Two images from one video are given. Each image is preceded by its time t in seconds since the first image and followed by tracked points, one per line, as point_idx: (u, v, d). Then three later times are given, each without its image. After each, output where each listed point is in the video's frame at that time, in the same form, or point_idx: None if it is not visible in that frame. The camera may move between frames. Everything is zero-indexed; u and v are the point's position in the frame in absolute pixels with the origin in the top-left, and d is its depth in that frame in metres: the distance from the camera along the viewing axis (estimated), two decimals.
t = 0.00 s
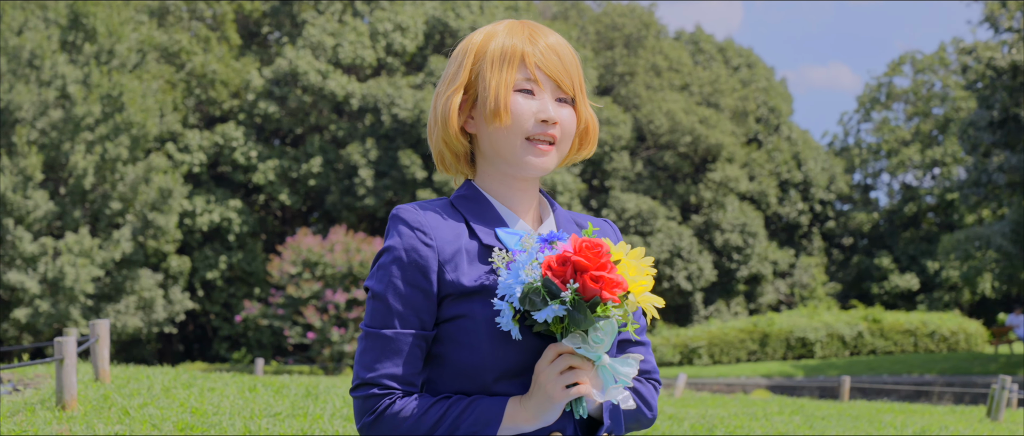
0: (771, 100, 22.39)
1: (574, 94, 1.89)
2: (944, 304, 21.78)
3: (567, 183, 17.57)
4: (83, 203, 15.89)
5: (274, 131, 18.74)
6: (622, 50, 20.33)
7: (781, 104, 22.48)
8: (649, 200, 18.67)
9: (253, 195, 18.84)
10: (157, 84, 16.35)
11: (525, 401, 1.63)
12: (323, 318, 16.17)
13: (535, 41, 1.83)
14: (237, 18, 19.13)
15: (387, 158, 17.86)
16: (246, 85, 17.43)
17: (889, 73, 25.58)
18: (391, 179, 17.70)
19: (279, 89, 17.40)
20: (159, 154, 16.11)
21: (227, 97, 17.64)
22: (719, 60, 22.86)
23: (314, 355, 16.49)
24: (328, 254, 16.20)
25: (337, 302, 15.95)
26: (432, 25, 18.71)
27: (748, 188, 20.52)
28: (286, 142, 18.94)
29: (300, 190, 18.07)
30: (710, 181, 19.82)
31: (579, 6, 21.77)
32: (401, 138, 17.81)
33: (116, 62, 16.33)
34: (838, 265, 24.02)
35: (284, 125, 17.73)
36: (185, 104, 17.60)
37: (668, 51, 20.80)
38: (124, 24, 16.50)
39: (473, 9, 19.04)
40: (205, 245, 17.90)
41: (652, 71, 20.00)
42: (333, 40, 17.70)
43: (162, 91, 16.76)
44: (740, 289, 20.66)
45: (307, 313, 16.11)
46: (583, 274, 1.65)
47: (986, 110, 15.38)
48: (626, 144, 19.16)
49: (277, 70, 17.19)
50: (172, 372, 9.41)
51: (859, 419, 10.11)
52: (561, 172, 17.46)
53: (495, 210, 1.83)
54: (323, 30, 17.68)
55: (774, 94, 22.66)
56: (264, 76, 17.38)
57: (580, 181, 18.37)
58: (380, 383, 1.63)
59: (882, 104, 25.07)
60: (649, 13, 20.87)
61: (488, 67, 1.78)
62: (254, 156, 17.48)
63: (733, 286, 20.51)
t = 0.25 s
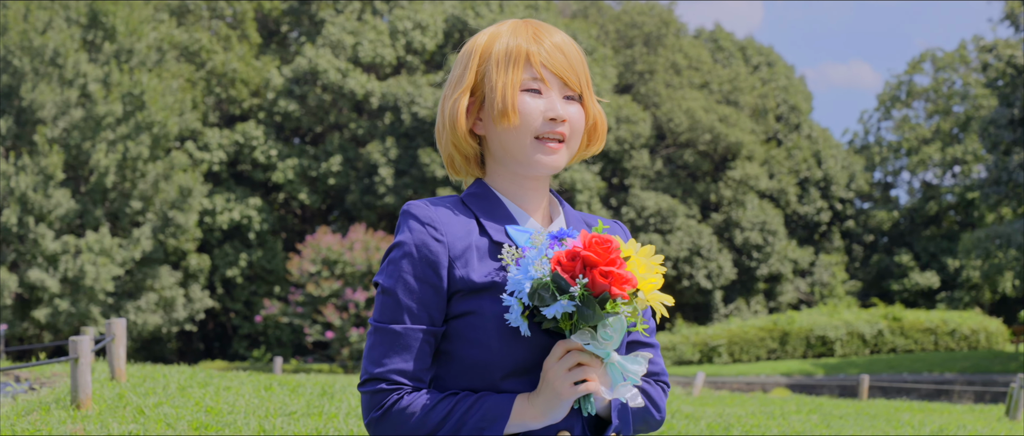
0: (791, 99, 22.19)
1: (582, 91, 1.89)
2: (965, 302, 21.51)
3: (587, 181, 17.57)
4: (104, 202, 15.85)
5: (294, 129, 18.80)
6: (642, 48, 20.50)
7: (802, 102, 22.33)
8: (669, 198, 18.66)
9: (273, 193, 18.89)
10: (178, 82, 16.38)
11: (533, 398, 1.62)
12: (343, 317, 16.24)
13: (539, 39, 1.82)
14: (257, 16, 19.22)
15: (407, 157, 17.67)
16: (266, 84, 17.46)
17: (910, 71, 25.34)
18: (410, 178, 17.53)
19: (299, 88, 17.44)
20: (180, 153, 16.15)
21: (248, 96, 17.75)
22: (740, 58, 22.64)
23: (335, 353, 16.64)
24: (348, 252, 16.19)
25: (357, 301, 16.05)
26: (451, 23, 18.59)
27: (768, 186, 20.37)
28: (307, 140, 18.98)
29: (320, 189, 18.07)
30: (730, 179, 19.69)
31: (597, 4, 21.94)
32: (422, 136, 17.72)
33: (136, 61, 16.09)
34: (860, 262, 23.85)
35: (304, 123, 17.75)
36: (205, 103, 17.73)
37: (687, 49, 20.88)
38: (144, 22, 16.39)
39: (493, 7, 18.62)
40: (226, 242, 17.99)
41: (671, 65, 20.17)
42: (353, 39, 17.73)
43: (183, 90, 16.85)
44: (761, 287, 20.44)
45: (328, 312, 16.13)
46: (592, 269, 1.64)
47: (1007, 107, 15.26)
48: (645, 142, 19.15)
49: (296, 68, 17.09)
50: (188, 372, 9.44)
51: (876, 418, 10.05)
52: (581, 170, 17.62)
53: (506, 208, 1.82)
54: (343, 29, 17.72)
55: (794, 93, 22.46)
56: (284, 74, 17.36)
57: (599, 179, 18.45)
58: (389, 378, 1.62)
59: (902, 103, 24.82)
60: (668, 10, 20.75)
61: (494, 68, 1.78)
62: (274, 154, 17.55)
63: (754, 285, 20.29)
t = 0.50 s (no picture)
0: (815, 97, 21.91)
1: (589, 88, 1.88)
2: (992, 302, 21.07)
3: (610, 179, 17.72)
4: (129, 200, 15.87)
5: (319, 128, 18.86)
6: (666, 46, 20.63)
7: (827, 100, 21.99)
8: (693, 197, 18.80)
9: (297, 191, 18.95)
10: (201, 80, 16.44)
11: (544, 399, 1.61)
12: (366, 315, 16.15)
13: (544, 41, 1.81)
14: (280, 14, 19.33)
15: (432, 155, 17.55)
16: (291, 82, 17.56)
17: (934, 68, 25.01)
18: (435, 176, 17.39)
19: (324, 86, 17.38)
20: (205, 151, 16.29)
21: (272, 95, 18.02)
22: (763, 56, 22.52)
23: (358, 351, 16.68)
24: (371, 250, 16.19)
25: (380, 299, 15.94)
26: (474, 21, 18.38)
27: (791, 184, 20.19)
28: (331, 139, 19.02)
29: (344, 187, 18.07)
30: (754, 177, 19.49)
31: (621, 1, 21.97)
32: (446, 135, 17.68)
33: (160, 59, 16.23)
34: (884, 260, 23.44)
35: (328, 121, 17.75)
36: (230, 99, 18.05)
37: (711, 47, 20.94)
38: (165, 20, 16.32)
39: (517, 4, 18.37)
40: (250, 240, 18.07)
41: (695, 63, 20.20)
42: (377, 37, 17.79)
43: (207, 88, 16.95)
44: (786, 285, 20.05)
45: (352, 309, 16.01)
46: (604, 270, 1.63)
47: None
48: (670, 139, 19.20)
49: (321, 67, 17.22)
50: (208, 370, 9.50)
51: (899, 417, 9.91)
52: (605, 168, 17.94)
53: (520, 209, 1.81)
54: (367, 27, 17.80)
55: (819, 91, 22.00)
56: (308, 73, 17.47)
57: (624, 177, 18.75)
58: (399, 378, 1.62)
59: (927, 100, 24.49)
60: (692, 8, 20.76)
61: (499, 72, 1.77)
62: (298, 153, 17.57)
63: (777, 283, 20.02)
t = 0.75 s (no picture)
0: (838, 95, 21.65)
1: (595, 87, 1.87)
2: (1015, 300, 20.45)
3: (631, 177, 17.73)
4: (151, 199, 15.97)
5: (340, 126, 18.89)
6: (686, 43, 20.52)
7: (849, 98, 21.69)
8: (715, 195, 18.72)
9: (319, 190, 18.99)
10: (222, 80, 16.50)
11: (554, 404, 1.60)
12: (387, 313, 16.16)
13: (545, 45, 1.79)
14: (300, 13, 19.42)
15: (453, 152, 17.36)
16: (312, 81, 17.72)
17: (956, 65, 24.74)
18: (456, 174, 17.19)
19: (345, 85, 17.64)
20: (227, 150, 16.48)
21: (293, 93, 18.09)
22: (786, 54, 22.33)
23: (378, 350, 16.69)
24: (392, 249, 16.23)
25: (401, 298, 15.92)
26: (496, 19, 18.39)
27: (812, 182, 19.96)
28: (352, 137, 19.04)
29: (365, 186, 18.07)
30: (775, 174, 19.30)
31: None
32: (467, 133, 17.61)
33: (182, 58, 16.22)
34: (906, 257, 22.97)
35: (349, 120, 17.74)
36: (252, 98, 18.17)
37: (733, 44, 20.77)
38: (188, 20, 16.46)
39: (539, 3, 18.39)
40: (271, 239, 18.15)
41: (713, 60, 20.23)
42: (398, 35, 17.78)
43: (228, 87, 17.07)
44: (807, 284, 19.75)
45: (373, 308, 15.96)
46: (617, 275, 1.62)
47: None
48: (691, 137, 19.21)
49: (343, 66, 17.30)
50: (226, 370, 9.59)
51: (919, 417, 9.82)
52: (626, 167, 17.94)
53: (534, 213, 1.80)
54: (388, 25, 17.78)
55: (841, 89, 21.80)
56: (329, 72, 17.59)
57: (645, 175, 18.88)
58: (410, 380, 1.61)
59: (950, 97, 24.18)
60: (712, 6, 20.83)
61: (503, 80, 1.76)
62: (319, 151, 17.63)
63: (798, 281, 19.77)
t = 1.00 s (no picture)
0: (863, 92, 21.36)
1: (596, 84, 1.83)
2: None
3: (656, 175, 17.66)
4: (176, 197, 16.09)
5: (365, 124, 18.91)
6: (711, 41, 20.53)
7: (875, 95, 21.42)
8: (740, 193, 18.50)
9: (343, 188, 19.01)
10: (247, 78, 16.58)
11: (570, 408, 1.58)
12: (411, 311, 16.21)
13: (535, 60, 1.76)
14: (324, 12, 19.52)
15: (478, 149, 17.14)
16: (337, 80, 17.81)
17: (982, 62, 24.39)
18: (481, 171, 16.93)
19: (370, 83, 17.65)
20: (251, 149, 16.53)
21: (317, 92, 18.12)
22: (812, 52, 22.08)
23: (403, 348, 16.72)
24: (416, 247, 16.31)
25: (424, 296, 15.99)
26: (521, 17, 18.34)
27: (838, 179, 19.71)
28: (376, 135, 19.04)
29: (390, 184, 18.07)
30: (800, 172, 19.11)
31: None
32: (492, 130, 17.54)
33: (207, 56, 16.59)
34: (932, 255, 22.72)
35: (374, 118, 17.75)
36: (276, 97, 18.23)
37: (757, 41, 20.58)
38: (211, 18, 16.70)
39: (565, 1, 18.43)
40: (296, 237, 18.23)
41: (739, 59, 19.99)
42: (423, 33, 17.76)
43: (253, 85, 17.18)
44: (831, 282, 19.62)
45: (397, 306, 16.01)
46: (638, 284, 1.60)
47: None
48: (716, 135, 19.04)
49: (367, 64, 17.34)
50: (248, 370, 9.69)
51: (943, 416, 9.69)
52: (651, 164, 17.89)
53: (557, 216, 1.78)
54: (413, 23, 17.77)
55: (867, 86, 21.55)
56: (353, 70, 17.68)
57: (670, 172, 18.76)
58: (427, 382, 1.59)
59: (976, 94, 23.82)
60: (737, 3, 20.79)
61: (499, 107, 1.74)
62: (343, 150, 17.69)
63: (823, 279, 19.57)
